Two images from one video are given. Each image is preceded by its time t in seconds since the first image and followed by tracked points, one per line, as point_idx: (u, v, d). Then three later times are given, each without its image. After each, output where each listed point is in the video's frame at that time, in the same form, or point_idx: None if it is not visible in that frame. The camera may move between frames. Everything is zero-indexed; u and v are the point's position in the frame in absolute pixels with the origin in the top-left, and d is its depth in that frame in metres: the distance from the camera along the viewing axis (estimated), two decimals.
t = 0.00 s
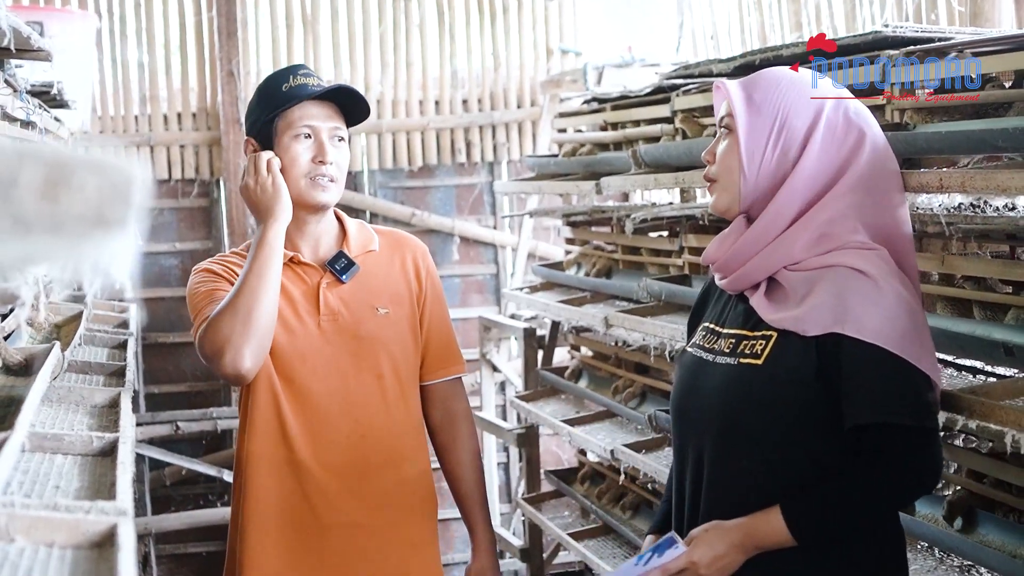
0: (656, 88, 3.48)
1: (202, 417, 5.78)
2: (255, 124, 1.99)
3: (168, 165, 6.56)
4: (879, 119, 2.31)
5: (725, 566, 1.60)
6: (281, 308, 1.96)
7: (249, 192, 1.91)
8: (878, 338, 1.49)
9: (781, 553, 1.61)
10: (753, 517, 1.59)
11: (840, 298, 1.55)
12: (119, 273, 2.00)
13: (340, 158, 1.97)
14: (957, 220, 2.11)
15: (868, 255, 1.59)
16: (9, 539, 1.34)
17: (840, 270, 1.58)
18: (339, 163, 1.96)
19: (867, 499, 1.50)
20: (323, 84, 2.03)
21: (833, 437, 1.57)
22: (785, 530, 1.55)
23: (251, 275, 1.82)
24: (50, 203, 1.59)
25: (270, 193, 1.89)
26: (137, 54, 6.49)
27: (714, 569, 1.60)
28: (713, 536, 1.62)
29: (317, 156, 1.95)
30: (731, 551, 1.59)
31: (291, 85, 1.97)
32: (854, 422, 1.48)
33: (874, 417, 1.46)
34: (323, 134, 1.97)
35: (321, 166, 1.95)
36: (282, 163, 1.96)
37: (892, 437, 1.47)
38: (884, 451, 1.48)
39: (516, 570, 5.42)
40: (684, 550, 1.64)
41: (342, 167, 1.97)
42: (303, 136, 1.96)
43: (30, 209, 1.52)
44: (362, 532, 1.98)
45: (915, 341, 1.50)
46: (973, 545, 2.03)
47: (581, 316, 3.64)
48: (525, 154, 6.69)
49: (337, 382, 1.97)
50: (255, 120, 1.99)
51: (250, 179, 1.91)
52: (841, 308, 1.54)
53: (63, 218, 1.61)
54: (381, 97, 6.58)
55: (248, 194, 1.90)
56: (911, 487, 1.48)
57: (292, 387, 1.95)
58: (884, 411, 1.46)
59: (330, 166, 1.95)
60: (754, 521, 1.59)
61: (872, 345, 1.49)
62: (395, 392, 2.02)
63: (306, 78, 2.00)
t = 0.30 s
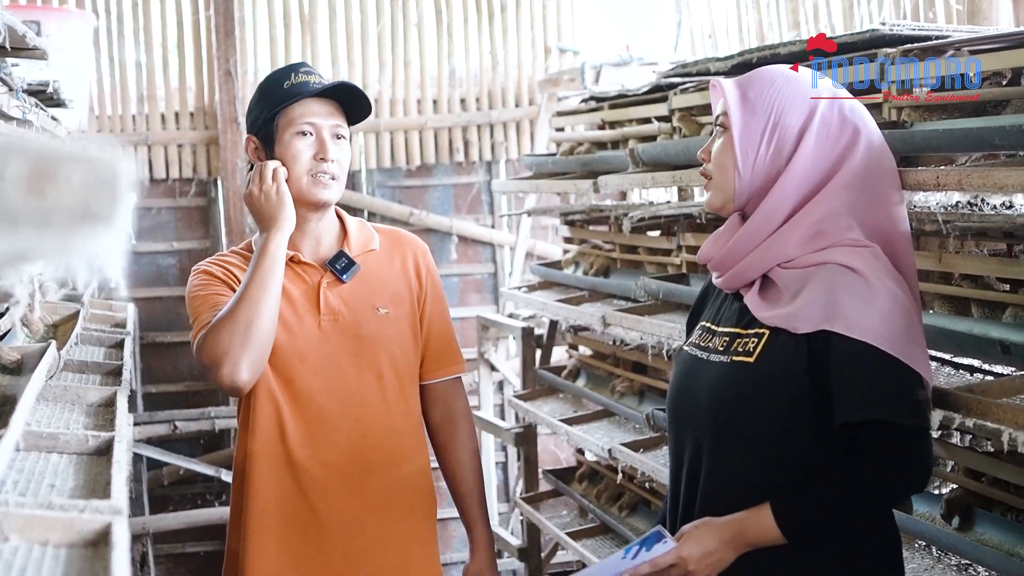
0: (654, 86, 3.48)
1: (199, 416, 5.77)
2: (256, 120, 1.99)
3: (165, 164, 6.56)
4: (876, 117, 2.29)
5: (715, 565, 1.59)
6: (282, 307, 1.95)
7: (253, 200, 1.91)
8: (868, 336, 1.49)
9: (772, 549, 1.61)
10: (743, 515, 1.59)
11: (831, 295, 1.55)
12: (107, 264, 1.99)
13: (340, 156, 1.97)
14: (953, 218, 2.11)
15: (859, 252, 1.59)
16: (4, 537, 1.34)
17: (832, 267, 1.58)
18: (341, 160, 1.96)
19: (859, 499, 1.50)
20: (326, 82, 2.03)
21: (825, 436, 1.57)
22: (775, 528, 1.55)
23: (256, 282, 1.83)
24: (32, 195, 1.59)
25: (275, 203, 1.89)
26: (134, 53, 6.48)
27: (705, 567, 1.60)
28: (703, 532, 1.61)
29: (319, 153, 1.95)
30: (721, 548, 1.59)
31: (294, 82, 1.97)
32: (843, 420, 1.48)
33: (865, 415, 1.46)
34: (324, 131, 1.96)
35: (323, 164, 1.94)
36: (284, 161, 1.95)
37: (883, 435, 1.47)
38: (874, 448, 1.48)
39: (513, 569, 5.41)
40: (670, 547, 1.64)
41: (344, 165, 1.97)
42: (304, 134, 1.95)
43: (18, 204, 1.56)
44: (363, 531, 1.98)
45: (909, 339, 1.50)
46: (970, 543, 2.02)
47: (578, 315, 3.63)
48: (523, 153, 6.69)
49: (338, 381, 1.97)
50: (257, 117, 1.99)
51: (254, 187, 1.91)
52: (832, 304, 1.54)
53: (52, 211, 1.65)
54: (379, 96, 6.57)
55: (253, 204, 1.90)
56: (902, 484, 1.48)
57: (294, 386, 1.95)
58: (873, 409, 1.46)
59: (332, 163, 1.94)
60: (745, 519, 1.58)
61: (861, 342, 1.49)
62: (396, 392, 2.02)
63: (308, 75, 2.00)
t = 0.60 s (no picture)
0: (651, 87, 3.48)
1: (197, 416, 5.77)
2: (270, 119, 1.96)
3: (163, 165, 6.55)
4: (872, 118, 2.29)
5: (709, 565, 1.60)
6: (283, 310, 1.95)
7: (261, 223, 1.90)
8: (861, 336, 1.48)
9: (769, 550, 1.61)
10: (737, 515, 1.58)
11: (824, 296, 1.55)
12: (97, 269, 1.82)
13: (355, 165, 1.97)
14: (951, 219, 2.11)
15: (853, 253, 1.58)
16: None
17: (825, 267, 1.58)
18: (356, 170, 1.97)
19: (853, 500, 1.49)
20: (343, 87, 2.01)
21: (818, 437, 1.56)
22: (768, 528, 1.55)
23: (255, 304, 1.83)
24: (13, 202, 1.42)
25: (280, 228, 1.88)
26: (132, 53, 6.48)
27: (698, 567, 1.60)
28: (696, 533, 1.61)
29: (337, 162, 1.94)
30: (716, 548, 1.59)
31: (314, 86, 1.96)
32: (836, 420, 1.48)
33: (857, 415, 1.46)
34: (343, 139, 1.96)
35: (338, 173, 1.94)
36: (301, 167, 1.94)
37: (876, 436, 1.47)
38: (868, 448, 1.48)
39: (511, 570, 5.41)
40: (664, 548, 1.63)
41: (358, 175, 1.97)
42: (323, 140, 1.95)
43: None
44: (362, 533, 1.98)
45: (904, 341, 1.50)
46: (967, 545, 2.02)
47: (576, 316, 3.63)
48: (521, 153, 6.68)
49: (338, 383, 1.96)
50: (271, 116, 1.97)
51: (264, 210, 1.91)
52: (826, 305, 1.54)
53: (34, 219, 1.45)
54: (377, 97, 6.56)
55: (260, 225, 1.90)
56: (896, 485, 1.48)
57: (294, 390, 1.94)
58: (866, 410, 1.46)
59: (347, 173, 1.95)
60: (738, 520, 1.58)
61: (855, 343, 1.49)
62: (395, 393, 2.01)
63: (328, 80, 1.98)
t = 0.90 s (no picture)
0: (647, 87, 3.47)
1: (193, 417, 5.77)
2: (266, 118, 1.96)
3: (159, 165, 6.54)
4: (869, 118, 2.27)
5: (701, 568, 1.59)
6: (281, 314, 1.93)
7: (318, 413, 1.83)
8: (853, 338, 1.47)
9: (763, 552, 1.60)
10: (729, 517, 1.58)
11: (816, 298, 1.53)
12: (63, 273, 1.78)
13: (353, 160, 1.95)
14: (945, 220, 2.09)
15: (847, 255, 1.57)
16: None
17: (818, 269, 1.56)
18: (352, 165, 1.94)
19: (845, 502, 1.48)
20: (341, 84, 2.01)
21: (810, 438, 1.56)
22: (758, 531, 1.55)
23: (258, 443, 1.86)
24: None
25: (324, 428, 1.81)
26: (127, 53, 6.47)
27: (689, 569, 1.59)
28: (687, 535, 1.61)
29: (332, 156, 1.92)
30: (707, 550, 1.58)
31: (311, 82, 1.95)
32: (827, 423, 1.47)
33: (847, 418, 1.45)
34: (339, 134, 1.95)
35: (334, 167, 1.92)
36: (296, 160, 1.91)
37: (869, 439, 1.45)
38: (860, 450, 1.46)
39: (508, 570, 5.40)
40: (655, 551, 1.63)
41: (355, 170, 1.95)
42: (319, 134, 1.93)
43: None
44: (362, 537, 1.98)
45: (899, 344, 1.49)
46: (963, 547, 2.01)
47: (573, 316, 3.62)
48: (517, 153, 6.67)
49: (337, 388, 1.96)
50: (267, 114, 1.97)
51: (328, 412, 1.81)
52: (817, 307, 1.53)
53: None
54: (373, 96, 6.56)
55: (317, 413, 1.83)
56: (886, 487, 1.47)
57: (293, 396, 1.94)
58: (858, 412, 1.44)
59: (345, 168, 1.92)
60: (731, 522, 1.57)
61: (848, 345, 1.47)
62: (394, 395, 2.01)
63: (325, 76, 1.98)
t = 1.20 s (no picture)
0: (647, 85, 3.46)
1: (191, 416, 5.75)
2: (257, 118, 1.95)
3: (157, 163, 6.53)
4: (870, 117, 2.26)
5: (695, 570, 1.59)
6: (280, 315, 1.92)
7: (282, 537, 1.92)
8: (848, 341, 1.46)
9: (760, 554, 1.59)
10: (725, 519, 1.58)
11: (813, 300, 1.52)
12: None
13: (345, 157, 1.93)
14: (946, 219, 2.08)
15: (843, 256, 1.56)
16: None
17: (816, 271, 1.55)
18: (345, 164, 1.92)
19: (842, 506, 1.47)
20: (331, 81, 1.99)
21: (808, 439, 1.54)
22: (755, 533, 1.54)
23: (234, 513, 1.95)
24: None
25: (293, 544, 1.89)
26: (126, 51, 6.46)
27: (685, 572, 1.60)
28: (682, 538, 1.61)
29: (324, 156, 1.90)
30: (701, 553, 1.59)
31: (300, 80, 1.93)
32: (822, 426, 1.46)
33: (842, 420, 1.43)
34: (330, 133, 1.92)
35: (326, 167, 1.89)
36: (288, 162, 1.90)
37: (863, 443, 1.44)
38: (855, 454, 1.45)
39: (507, 570, 5.39)
40: (650, 552, 1.63)
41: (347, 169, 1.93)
42: (309, 135, 1.91)
43: None
44: (364, 539, 1.98)
45: (898, 346, 1.47)
46: (963, 549, 2.00)
47: (572, 316, 3.60)
48: (516, 152, 6.66)
49: (338, 389, 1.95)
50: (258, 114, 1.95)
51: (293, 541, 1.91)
52: (815, 308, 1.51)
53: None
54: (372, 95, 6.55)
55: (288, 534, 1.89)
56: (881, 491, 1.46)
57: (294, 398, 1.93)
58: (854, 417, 1.43)
59: (336, 167, 1.90)
60: (724, 525, 1.57)
61: (844, 349, 1.46)
62: (394, 396, 2.00)
63: (314, 73, 1.96)
